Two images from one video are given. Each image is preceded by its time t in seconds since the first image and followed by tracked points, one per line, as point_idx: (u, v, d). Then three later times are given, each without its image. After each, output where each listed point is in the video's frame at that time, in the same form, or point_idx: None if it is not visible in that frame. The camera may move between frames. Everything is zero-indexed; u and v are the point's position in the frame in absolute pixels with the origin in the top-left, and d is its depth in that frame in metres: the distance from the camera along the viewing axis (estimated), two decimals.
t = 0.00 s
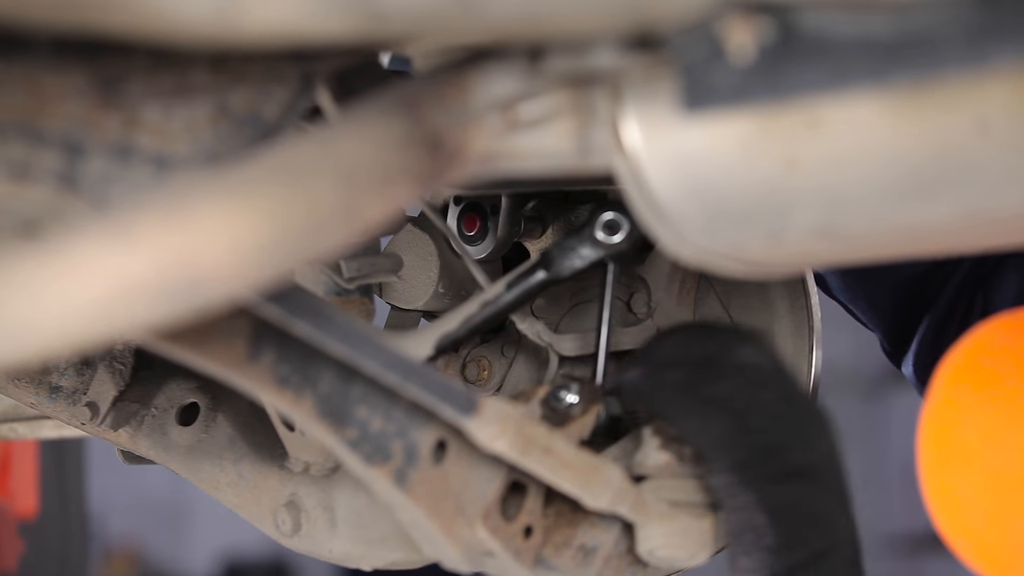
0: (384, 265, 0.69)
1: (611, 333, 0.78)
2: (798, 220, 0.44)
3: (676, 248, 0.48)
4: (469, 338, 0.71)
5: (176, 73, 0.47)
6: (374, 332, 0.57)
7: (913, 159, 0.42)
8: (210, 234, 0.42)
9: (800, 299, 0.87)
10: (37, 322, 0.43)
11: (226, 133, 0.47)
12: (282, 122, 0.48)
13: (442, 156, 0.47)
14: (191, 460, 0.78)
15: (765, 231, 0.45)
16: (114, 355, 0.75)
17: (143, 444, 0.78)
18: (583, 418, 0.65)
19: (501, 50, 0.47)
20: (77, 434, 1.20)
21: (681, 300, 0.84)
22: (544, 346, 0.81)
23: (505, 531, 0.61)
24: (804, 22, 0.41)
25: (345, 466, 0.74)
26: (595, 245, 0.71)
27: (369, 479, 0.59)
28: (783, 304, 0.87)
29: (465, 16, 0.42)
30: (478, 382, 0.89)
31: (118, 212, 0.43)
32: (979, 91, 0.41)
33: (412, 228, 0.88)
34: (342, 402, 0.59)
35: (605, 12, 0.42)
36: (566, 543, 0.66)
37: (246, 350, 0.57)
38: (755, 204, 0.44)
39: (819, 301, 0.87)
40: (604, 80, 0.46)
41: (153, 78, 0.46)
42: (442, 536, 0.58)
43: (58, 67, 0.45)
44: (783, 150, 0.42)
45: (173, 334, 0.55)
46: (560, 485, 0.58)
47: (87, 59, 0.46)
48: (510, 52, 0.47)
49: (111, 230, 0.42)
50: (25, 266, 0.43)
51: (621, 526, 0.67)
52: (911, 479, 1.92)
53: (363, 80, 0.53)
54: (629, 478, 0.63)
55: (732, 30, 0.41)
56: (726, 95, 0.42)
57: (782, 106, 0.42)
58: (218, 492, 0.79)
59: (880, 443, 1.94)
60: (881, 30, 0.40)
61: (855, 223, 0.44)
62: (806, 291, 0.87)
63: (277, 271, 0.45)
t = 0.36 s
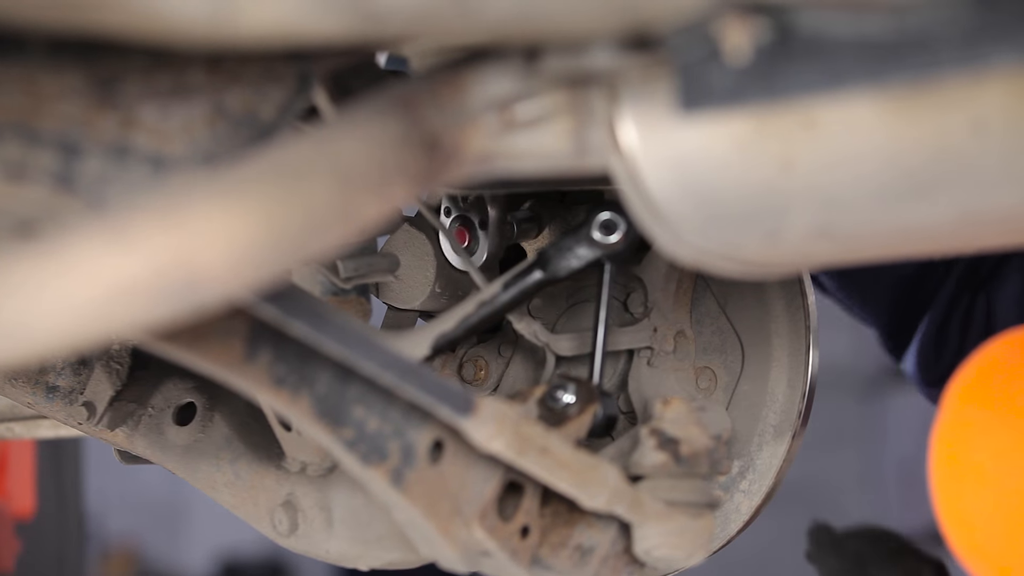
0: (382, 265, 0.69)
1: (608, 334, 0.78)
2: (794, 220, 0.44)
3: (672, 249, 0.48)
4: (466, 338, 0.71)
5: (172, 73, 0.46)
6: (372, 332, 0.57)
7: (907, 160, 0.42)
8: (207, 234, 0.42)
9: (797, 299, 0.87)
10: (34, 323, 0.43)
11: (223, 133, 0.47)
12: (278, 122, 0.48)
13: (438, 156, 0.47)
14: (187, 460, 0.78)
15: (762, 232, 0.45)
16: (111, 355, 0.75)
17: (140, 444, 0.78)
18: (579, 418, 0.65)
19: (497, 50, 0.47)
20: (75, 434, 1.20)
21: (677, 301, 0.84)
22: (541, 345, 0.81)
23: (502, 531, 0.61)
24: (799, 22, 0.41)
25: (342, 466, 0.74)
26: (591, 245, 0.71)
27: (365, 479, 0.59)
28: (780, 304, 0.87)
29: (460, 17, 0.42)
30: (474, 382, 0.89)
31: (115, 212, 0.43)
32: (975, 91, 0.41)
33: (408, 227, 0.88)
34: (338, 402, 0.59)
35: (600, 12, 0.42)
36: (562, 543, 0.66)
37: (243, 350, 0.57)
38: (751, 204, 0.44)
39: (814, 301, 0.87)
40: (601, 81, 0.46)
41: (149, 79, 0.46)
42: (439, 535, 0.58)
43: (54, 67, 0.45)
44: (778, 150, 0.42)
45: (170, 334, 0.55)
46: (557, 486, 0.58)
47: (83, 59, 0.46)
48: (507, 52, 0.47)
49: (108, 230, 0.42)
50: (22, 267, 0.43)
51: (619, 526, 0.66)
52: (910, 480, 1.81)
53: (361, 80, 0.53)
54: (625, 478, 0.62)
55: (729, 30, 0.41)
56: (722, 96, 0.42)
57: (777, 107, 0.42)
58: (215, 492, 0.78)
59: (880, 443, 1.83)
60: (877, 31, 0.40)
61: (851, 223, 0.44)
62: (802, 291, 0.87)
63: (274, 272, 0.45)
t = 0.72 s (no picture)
0: (380, 266, 0.69)
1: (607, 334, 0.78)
2: (793, 221, 0.44)
3: (672, 249, 0.48)
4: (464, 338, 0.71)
5: (170, 74, 0.46)
6: (371, 333, 0.57)
7: (905, 162, 0.42)
8: (206, 235, 0.42)
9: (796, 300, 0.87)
10: (32, 324, 0.43)
11: (222, 134, 0.47)
12: (277, 123, 0.48)
13: (437, 157, 0.47)
14: (186, 461, 0.78)
15: (761, 233, 0.45)
16: (109, 355, 0.75)
17: (138, 444, 0.78)
18: (578, 418, 0.65)
19: (496, 50, 0.47)
20: (73, 434, 1.20)
21: (676, 301, 0.84)
22: (540, 346, 0.82)
23: (501, 531, 0.61)
24: (798, 23, 0.41)
25: (340, 467, 0.74)
26: (590, 245, 0.71)
27: (364, 479, 0.59)
28: (779, 305, 0.87)
29: (460, 18, 0.42)
30: (473, 382, 0.89)
31: (113, 213, 0.43)
32: (974, 92, 0.41)
33: (407, 228, 0.88)
34: (337, 403, 0.59)
35: (599, 13, 0.42)
36: (561, 544, 0.66)
37: (242, 351, 0.57)
38: (750, 205, 0.44)
39: (814, 302, 0.87)
40: (599, 82, 0.46)
41: (147, 79, 0.46)
42: (438, 535, 0.58)
43: (53, 68, 0.45)
44: (777, 150, 0.43)
45: (168, 335, 0.55)
46: (556, 486, 0.58)
47: (81, 59, 0.46)
48: (506, 53, 0.47)
49: (107, 230, 0.42)
50: (22, 268, 0.43)
51: (617, 526, 0.66)
52: (909, 480, 1.84)
53: (360, 81, 0.52)
54: (624, 479, 0.62)
55: (727, 31, 0.41)
56: (720, 97, 0.42)
57: (776, 108, 0.42)
58: (213, 492, 0.78)
59: (880, 444, 1.85)
60: (875, 31, 0.40)
61: (850, 224, 0.44)
62: (801, 291, 0.87)
63: (273, 272, 0.45)
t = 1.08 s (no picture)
0: (378, 265, 0.69)
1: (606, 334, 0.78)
2: (791, 222, 0.44)
3: (670, 249, 0.48)
4: (463, 338, 0.71)
5: (169, 74, 0.46)
6: (368, 333, 0.57)
7: (904, 162, 0.42)
8: (205, 235, 0.42)
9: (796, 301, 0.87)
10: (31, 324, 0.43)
11: (220, 134, 0.47)
12: (275, 123, 0.48)
13: (435, 157, 0.47)
14: (184, 460, 0.78)
15: (759, 233, 0.45)
16: (108, 354, 0.75)
17: (137, 444, 0.78)
18: (577, 418, 0.65)
19: (495, 50, 0.47)
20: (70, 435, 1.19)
21: (675, 300, 0.84)
22: (539, 346, 0.82)
23: (499, 532, 0.61)
24: (796, 23, 0.41)
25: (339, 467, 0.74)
26: (589, 245, 0.71)
27: (363, 479, 0.59)
28: (777, 304, 0.86)
29: (458, 17, 0.42)
30: (471, 382, 0.89)
31: (112, 213, 0.43)
32: (973, 93, 0.40)
33: (405, 228, 0.88)
34: (336, 403, 0.59)
35: (597, 12, 0.42)
36: (560, 544, 0.66)
37: (240, 350, 0.57)
38: (748, 206, 0.44)
39: (812, 302, 0.86)
40: (597, 81, 0.46)
41: (146, 79, 0.46)
42: (436, 535, 0.58)
43: (51, 68, 0.45)
44: (775, 151, 0.43)
45: (166, 336, 0.55)
46: (554, 486, 0.58)
47: (80, 60, 0.46)
48: (505, 53, 0.47)
49: (106, 231, 0.42)
50: (20, 269, 0.43)
51: (615, 526, 0.66)
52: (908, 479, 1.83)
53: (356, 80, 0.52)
54: (622, 478, 0.62)
55: (726, 31, 0.41)
56: (719, 97, 0.42)
57: (775, 108, 0.42)
58: (211, 492, 0.78)
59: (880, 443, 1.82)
60: (874, 31, 0.40)
61: (849, 225, 0.44)
62: (800, 292, 0.86)
63: (272, 272, 0.45)
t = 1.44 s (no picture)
0: (378, 266, 0.69)
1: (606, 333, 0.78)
2: (791, 222, 0.44)
3: (670, 249, 0.48)
4: (463, 338, 0.71)
5: (169, 74, 0.46)
6: (368, 332, 0.58)
7: (903, 163, 0.42)
8: (205, 235, 0.42)
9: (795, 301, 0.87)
10: (31, 324, 0.43)
11: (220, 134, 0.47)
12: (275, 123, 0.48)
13: (435, 157, 0.47)
14: (184, 460, 0.78)
15: (759, 234, 0.45)
16: (108, 355, 0.75)
17: (137, 444, 0.78)
18: (577, 418, 0.65)
19: (495, 51, 0.47)
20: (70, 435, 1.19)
21: (674, 300, 0.84)
22: (538, 346, 0.82)
23: (499, 532, 0.61)
24: (796, 23, 0.41)
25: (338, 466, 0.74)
26: (589, 245, 0.71)
27: (363, 479, 0.59)
28: (777, 304, 0.86)
29: (458, 18, 0.42)
30: (471, 382, 0.89)
31: (112, 213, 0.43)
32: (972, 93, 0.41)
33: (405, 228, 0.88)
34: (335, 403, 0.59)
35: (596, 13, 0.42)
36: (559, 543, 0.66)
37: (240, 350, 0.58)
38: (747, 206, 0.44)
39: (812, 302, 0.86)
40: (597, 81, 0.45)
41: (146, 79, 0.46)
42: (436, 535, 0.58)
43: (52, 68, 0.45)
44: (775, 151, 0.42)
45: (166, 335, 0.55)
46: (554, 485, 0.58)
47: (80, 59, 0.46)
48: (505, 54, 0.47)
49: (106, 230, 0.42)
50: (21, 269, 0.43)
51: (615, 526, 0.66)
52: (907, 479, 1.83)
53: (356, 81, 0.52)
54: (622, 478, 0.62)
55: (726, 31, 0.41)
56: (720, 97, 0.42)
57: (775, 108, 0.42)
58: (211, 492, 0.78)
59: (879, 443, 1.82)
60: (873, 31, 0.40)
61: (848, 225, 0.44)
62: (799, 292, 0.86)
63: (272, 272, 0.45)
